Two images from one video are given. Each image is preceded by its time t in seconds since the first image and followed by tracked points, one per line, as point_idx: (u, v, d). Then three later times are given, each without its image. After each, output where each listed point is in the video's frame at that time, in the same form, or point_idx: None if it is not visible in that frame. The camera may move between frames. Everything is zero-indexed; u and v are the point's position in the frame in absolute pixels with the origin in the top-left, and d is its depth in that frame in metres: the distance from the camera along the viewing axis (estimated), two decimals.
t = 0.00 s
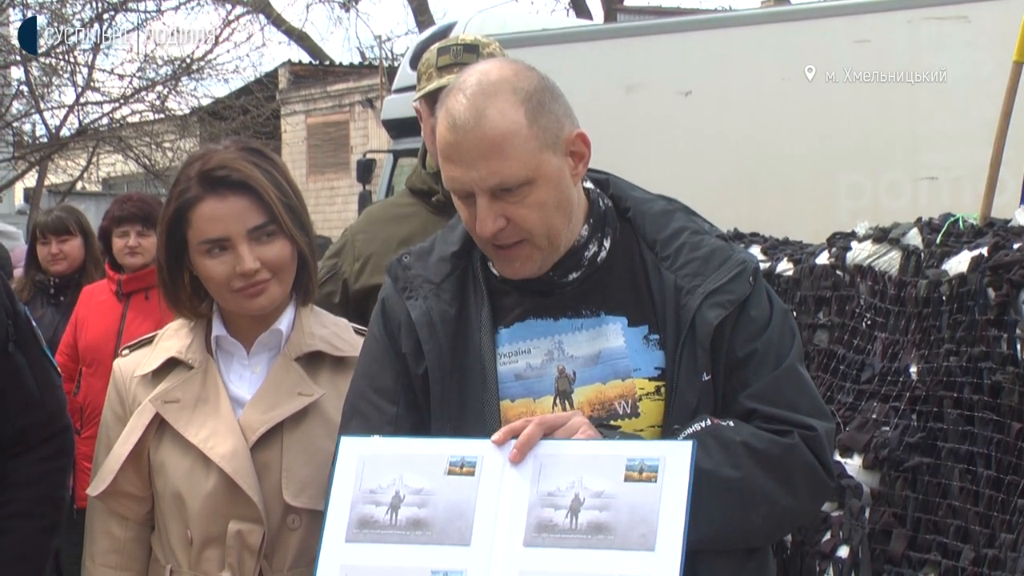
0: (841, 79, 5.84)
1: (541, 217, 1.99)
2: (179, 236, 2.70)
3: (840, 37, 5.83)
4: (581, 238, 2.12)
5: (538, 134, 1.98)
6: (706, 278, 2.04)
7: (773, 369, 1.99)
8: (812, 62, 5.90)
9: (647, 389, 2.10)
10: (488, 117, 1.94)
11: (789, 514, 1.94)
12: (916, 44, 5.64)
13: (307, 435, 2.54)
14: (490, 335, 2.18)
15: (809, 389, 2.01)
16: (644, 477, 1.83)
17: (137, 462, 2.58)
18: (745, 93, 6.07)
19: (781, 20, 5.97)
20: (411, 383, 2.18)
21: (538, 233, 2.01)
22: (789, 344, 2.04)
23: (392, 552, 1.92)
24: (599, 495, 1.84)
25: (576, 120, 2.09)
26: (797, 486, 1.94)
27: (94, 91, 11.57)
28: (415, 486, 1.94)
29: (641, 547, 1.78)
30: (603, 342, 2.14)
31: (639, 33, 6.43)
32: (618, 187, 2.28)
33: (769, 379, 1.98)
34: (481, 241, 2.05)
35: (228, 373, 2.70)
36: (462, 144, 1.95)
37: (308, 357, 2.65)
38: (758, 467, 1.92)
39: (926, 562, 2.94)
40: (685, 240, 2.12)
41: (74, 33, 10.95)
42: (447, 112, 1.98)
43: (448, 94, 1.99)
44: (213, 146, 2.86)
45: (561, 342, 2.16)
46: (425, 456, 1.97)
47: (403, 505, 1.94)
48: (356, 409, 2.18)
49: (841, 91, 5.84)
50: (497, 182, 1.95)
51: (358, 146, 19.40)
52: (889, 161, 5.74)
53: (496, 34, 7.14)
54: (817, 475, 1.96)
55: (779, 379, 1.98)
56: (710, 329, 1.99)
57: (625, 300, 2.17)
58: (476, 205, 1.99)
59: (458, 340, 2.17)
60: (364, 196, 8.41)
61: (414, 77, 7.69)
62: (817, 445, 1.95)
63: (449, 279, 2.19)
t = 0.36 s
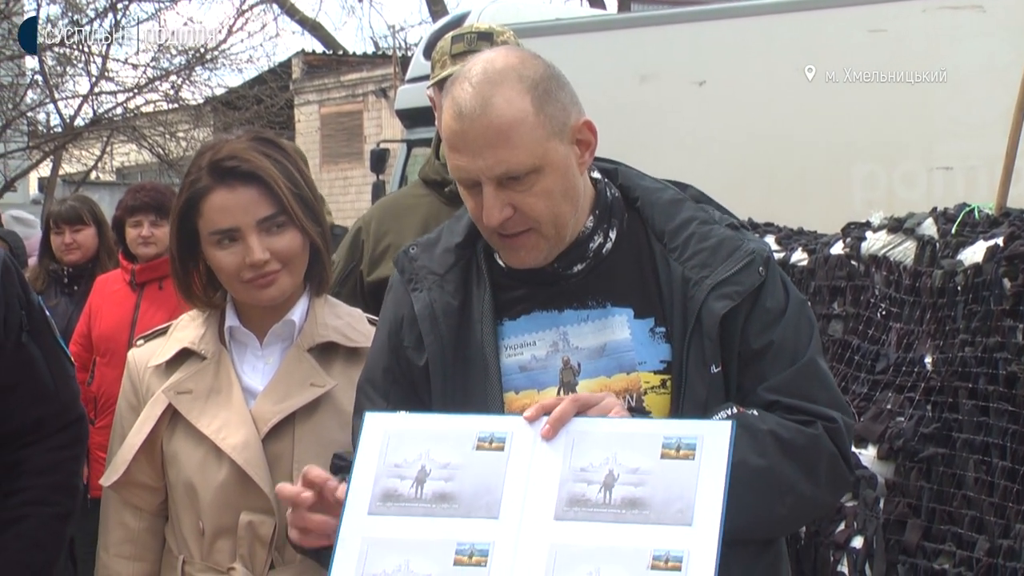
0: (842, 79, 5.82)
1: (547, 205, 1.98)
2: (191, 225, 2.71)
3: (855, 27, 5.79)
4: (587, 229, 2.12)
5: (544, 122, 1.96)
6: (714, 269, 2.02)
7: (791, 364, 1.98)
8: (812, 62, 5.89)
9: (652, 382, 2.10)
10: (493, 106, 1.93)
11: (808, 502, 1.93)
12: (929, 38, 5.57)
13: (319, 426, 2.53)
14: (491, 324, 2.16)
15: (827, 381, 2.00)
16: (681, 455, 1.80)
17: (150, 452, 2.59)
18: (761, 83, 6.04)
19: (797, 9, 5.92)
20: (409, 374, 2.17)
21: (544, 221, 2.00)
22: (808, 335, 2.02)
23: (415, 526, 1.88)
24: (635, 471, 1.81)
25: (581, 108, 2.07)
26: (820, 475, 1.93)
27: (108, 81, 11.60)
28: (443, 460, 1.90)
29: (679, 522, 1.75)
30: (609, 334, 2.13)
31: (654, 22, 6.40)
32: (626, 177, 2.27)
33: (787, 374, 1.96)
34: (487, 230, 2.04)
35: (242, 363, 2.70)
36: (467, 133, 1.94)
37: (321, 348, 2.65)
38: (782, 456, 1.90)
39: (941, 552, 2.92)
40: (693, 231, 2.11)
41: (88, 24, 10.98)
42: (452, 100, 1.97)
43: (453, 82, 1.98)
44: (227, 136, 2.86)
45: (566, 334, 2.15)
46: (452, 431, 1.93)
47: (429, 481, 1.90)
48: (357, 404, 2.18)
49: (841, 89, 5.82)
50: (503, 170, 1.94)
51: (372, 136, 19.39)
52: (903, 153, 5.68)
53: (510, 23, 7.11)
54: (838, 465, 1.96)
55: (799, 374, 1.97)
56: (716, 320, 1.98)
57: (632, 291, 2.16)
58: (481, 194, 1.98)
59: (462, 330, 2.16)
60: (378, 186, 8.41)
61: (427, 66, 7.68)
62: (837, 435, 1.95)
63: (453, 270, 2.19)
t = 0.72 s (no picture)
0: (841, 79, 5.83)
1: (599, 141, 2.04)
2: (204, 225, 2.73)
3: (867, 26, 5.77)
4: (605, 217, 2.13)
5: (604, 66, 2.08)
6: (728, 261, 2.01)
7: (805, 361, 1.96)
8: (813, 62, 5.90)
9: (668, 370, 2.08)
10: (564, 36, 2.05)
11: (831, 495, 1.91)
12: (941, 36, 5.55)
13: (329, 427, 2.53)
14: (509, 315, 2.15)
15: (845, 374, 1.98)
16: (719, 440, 1.81)
17: (162, 452, 2.60)
18: (774, 82, 6.01)
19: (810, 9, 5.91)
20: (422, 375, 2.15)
21: (593, 160, 2.03)
22: (825, 330, 2.00)
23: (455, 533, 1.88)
24: (673, 460, 1.82)
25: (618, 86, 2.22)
26: (844, 468, 1.92)
27: (121, 80, 11.64)
28: (476, 465, 1.91)
29: (725, 508, 1.77)
30: (624, 325, 2.12)
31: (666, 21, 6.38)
32: (640, 175, 2.26)
33: (804, 369, 1.96)
34: (530, 168, 2.04)
35: (254, 363, 2.70)
36: (533, 57, 2.03)
37: (333, 347, 2.65)
38: (809, 448, 1.88)
39: (954, 552, 2.91)
40: (708, 225, 2.09)
41: (100, 23, 11.01)
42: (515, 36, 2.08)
43: (520, 22, 2.09)
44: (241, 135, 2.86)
45: (582, 325, 2.13)
46: (481, 436, 1.93)
47: (463, 486, 1.90)
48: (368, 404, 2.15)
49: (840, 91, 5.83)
50: (568, 91, 2.02)
51: (384, 134, 19.42)
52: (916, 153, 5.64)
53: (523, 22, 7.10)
54: (859, 457, 1.95)
55: (816, 367, 1.95)
56: (732, 309, 1.97)
57: (649, 285, 2.15)
58: (539, 117, 2.02)
59: (477, 324, 2.15)
60: (391, 185, 8.42)
61: (440, 65, 7.68)
62: (859, 428, 1.95)
63: (470, 266, 2.18)
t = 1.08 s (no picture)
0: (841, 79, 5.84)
1: (636, 134, 2.05)
2: (217, 227, 2.74)
3: (879, 25, 5.75)
4: (631, 213, 2.14)
5: (647, 65, 2.12)
6: (753, 259, 2.05)
7: (829, 366, 1.97)
8: (813, 62, 5.90)
9: (693, 362, 2.08)
10: (610, 30, 2.09)
11: (861, 492, 1.93)
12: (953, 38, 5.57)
13: (342, 430, 2.53)
14: (532, 306, 2.14)
15: (866, 375, 2.01)
16: (778, 430, 1.82)
17: (176, 452, 2.60)
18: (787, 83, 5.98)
19: (823, 9, 5.89)
20: (443, 367, 2.12)
21: (628, 150, 2.04)
22: (847, 334, 2.02)
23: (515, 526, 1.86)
24: (733, 451, 1.83)
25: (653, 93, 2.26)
26: (874, 466, 1.95)
27: (134, 81, 11.67)
28: (531, 457, 1.87)
29: (790, 497, 1.79)
30: (648, 318, 2.12)
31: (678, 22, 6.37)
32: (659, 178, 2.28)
33: (827, 372, 1.96)
34: (565, 152, 2.04)
35: (268, 365, 2.71)
36: (580, 46, 2.06)
37: (347, 349, 2.65)
38: (845, 446, 1.91)
39: (966, 554, 2.90)
40: (731, 225, 2.13)
41: (113, 24, 11.04)
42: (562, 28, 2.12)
43: (568, 14, 2.12)
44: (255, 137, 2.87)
45: (606, 317, 2.12)
46: (537, 427, 1.88)
47: (520, 479, 1.87)
48: (392, 402, 2.09)
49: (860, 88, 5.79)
50: (611, 81, 2.04)
51: (396, 136, 19.44)
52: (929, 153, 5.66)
53: (534, 23, 7.10)
54: (883, 455, 1.99)
55: (839, 369, 1.97)
56: (760, 303, 1.99)
57: (670, 280, 2.16)
58: (579, 104, 2.04)
59: (499, 314, 2.12)
60: (402, 186, 8.42)
61: (451, 67, 7.68)
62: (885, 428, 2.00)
63: (492, 258, 2.17)
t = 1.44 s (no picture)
0: (842, 79, 5.85)
1: (656, 143, 2.07)
2: (215, 239, 2.74)
3: (876, 37, 5.80)
4: (639, 222, 2.15)
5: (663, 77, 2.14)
6: (757, 275, 2.06)
7: (826, 388, 1.98)
8: (813, 62, 5.91)
9: (695, 374, 2.09)
10: (629, 42, 2.11)
11: (861, 508, 1.93)
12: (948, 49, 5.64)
13: (338, 443, 2.54)
14: (535, 315, 2.14)
15: (865, 396, 2.02)
16: (792, 445, 1.83)
17: (171, 466, 2.60)
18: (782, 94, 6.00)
19: (818, 22, 5.93)
20: (446, 374, 2.11)
21: (649, 159, 2.06)
22: (847, 354, 2.03)
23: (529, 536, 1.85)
24: (747, 465, 1.84)
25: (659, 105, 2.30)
26: (875, 485, 1.95)
27: (128, 93, 11.67)
28: (545, 468, 1.87)
29: (804, 512, 1.80)
30: (650, 329, 2.13)
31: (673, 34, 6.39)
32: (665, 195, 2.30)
33: (826, 393, 1.97)
34: (587, 158, 2.04)
35: (264, 378, 2.71)
36: (602, 56, 2.07)
37: (343, 363, 2.65)
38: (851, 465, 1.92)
39: (960, 566, 2.89)
40: (735, 242, 2.14)
41: (108, 35, 11.04)
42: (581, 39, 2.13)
43: (586, 25, 2.13)
44: (252, 149, 2.87)
45: (609, 327, 2.13)
46: (551, 437, 1.87)
47: (534, 489, 1.86)
48: (394, 407, 2.09)
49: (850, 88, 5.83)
50: (633, 92, 2.06)
51: (391, 147, 19.45)
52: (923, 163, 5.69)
53: (529, 35, 7.11)
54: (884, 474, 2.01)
55: (839, 392, 1.97)
56: (765, 318, 2.00)
57: (672, 292, 2.17)
58: (603, 112, 2.05)
59: (502, 320, 2.13)
60: (396, 198, 8.43)
61: (446, 79, 7.70)
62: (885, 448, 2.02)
63: (497, 265, 2.17)
